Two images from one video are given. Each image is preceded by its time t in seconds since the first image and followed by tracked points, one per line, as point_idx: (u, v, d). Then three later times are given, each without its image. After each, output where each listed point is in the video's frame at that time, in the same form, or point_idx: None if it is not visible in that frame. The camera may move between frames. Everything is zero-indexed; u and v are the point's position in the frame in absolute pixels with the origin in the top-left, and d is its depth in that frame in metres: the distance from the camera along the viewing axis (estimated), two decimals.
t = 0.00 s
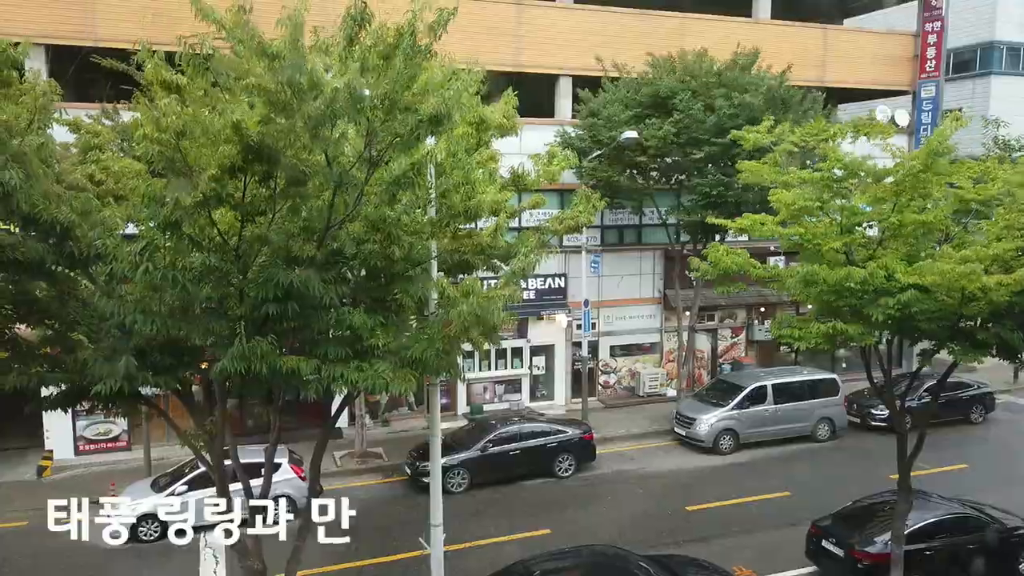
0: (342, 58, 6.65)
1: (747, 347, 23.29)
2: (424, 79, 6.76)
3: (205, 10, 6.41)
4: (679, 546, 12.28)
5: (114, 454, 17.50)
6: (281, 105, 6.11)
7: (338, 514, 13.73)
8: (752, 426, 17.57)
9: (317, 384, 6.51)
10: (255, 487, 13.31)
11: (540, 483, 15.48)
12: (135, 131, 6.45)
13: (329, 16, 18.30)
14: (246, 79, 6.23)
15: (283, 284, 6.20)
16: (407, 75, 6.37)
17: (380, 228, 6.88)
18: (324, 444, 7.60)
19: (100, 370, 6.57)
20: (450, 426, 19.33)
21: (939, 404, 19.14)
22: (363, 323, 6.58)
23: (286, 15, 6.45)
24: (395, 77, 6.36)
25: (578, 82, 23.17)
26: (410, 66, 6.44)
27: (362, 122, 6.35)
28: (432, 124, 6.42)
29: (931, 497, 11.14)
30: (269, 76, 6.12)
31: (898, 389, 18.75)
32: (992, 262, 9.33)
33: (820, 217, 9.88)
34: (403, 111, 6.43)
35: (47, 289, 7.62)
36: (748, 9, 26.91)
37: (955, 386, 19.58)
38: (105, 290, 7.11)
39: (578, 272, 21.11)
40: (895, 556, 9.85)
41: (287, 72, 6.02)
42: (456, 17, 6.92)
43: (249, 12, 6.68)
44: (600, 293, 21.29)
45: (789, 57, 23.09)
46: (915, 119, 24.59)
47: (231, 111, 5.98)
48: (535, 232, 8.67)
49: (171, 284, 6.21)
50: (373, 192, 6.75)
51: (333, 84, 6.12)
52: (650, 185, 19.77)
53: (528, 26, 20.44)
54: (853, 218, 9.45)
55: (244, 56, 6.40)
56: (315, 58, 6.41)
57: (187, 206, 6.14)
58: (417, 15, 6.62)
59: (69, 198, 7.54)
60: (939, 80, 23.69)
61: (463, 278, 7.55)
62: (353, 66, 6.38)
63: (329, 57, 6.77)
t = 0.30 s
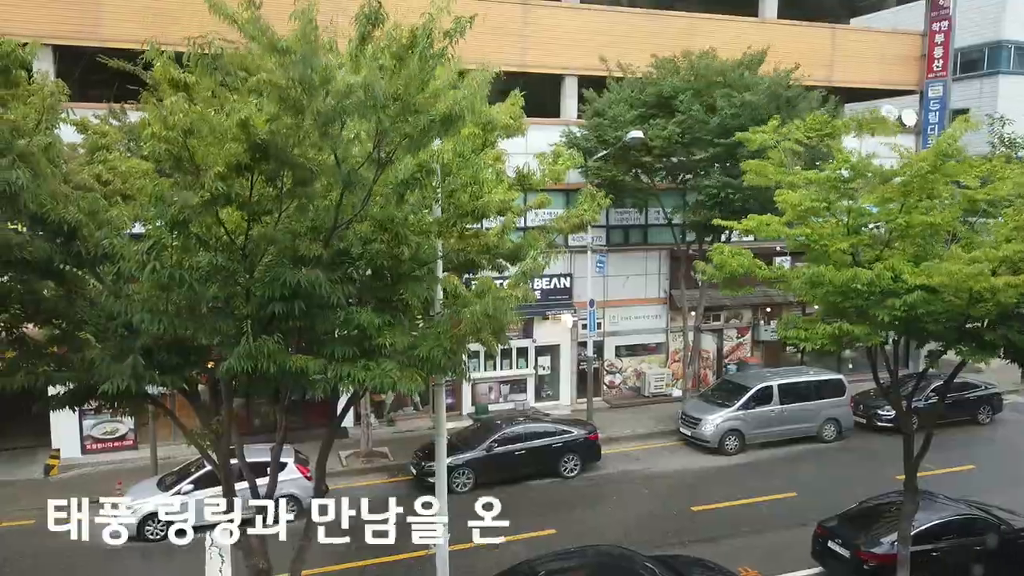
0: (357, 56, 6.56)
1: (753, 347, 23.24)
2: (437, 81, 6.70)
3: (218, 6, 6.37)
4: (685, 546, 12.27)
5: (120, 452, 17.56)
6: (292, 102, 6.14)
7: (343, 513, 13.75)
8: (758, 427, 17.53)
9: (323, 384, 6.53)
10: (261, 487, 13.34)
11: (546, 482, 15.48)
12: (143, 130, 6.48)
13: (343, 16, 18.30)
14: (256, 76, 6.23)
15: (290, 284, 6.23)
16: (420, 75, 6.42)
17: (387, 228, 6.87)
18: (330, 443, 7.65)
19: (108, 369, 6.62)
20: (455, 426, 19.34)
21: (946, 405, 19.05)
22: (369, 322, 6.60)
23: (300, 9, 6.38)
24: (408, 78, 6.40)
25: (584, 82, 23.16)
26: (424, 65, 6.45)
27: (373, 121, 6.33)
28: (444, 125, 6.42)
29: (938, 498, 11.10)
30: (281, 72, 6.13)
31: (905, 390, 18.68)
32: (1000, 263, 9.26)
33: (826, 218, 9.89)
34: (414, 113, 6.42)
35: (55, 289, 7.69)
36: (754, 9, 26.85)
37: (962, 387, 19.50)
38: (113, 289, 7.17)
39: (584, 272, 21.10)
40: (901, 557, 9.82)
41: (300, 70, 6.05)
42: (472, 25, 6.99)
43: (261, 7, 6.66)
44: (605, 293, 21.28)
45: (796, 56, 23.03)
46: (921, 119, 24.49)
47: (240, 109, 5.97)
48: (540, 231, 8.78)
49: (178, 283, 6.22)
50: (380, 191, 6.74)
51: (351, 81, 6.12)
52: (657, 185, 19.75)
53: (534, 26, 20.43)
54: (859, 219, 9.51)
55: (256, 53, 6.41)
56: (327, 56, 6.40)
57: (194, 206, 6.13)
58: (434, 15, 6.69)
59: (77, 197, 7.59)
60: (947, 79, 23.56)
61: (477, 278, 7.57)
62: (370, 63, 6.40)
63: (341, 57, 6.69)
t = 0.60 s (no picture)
0: (364, 56, 6.56)
1: (757, 347, 23.21)
2: (443, 82, 6.66)
3: (228, 5, 6.37)
4: (688, 547, 12.25)
5: (125, 452, 17.60)
6: (298, 102, 6.10)
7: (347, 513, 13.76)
8: (762, 427, 17.50)
9: (327, 383, 6.53)
10: (265, 486, 13.34)
11: (549, 483, 15.45)
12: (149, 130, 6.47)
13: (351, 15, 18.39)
14: (264, 76, 6.21)
15: (294, 284, 6.23)
16: (428, 80, 6.42)
17: (391, 228, 6.89)
18: (333, 442, 7.65)
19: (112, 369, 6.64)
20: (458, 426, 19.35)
21: (951, 405, 19.00)
22: (374, 321, 6.61)
23: (311, 11, 6.46)
24: (415, 78, 6.40)
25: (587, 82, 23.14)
26: (428, 64, 6.50)
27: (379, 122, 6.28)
28: (449, 126, 6.45)
29: (942, 498, 11.08)
30: (288, 73, 6.09)
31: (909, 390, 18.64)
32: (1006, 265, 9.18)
33: (829, 219, 9.85)
34: (419, 114, 6.42)
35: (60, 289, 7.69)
36: (758, 9, 26.80)
37: (966, 387, 19.44)
38: (118, 289, 7.19)
39: (587, 272, 21.07)
40: (905, 559, 9.79)
41: (308, 71, 6.00)
42: (475, 25, 7.01)
43: (271, 6, 6.65)
44: (609, 294, 21.26)
45: (800, 56, 22.96)
46: (926, 119, 24.41)
47: (246, 110, 5.94)
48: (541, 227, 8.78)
49: (183, 283, 6.21)
50: (383, 191, 6.73)
51: (360, 81, 6.11)
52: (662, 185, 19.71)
53: (538, 26, 20.42)
54: (863, 220, 9.53)
55: (265, 52, 6.43)
56: (335, 57, 6.35)
57: (199, 206, 6.15)
58: (441, 18, 6.76)
59: (83, 197, 7.58)
60: (952, 79, 23.51)
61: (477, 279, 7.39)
62: (378, 64, 6.36)
63: (348, 57, 6.66)
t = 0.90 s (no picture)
0: (364, 56, 6.56)
1: (760, 348, 23.18)
2: (443, 83, 6.66)
3: (224, 9, 6.46)
4: (690, 547, 12.24)
5: (128, 451, 17.63)
6: (298, 104, 6.10)
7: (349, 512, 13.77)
8: (765, 427, 17.48)
9: (328, 385, 6.51)
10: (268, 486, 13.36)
11: (551, 483, 15.45)
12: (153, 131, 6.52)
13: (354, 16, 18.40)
14: (264, 78, 6.19)
15: (296, 284, 6.24)
16: (426, 80, 6.46)
17: (394, 230, 6.83)
18: (335, 442, 7.69)
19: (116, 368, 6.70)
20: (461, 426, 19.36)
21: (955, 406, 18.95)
22: (374, 323, 6.59)
23: (308, 16, 6.50)
24: (414, 78, 6.40)
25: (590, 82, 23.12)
26: (426, 68, 6.52)
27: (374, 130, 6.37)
28: (448, 125, 6.42)
29: (946, 499, 11.05)
30: (288, 74, 6.06)
31: (913, 390, 18.59)
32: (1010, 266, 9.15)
33: (832, 219, 9.87)
34: (420, 114, 6.40)
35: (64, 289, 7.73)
36: (761, 9, 26.74)
37: (970, 388, 19.38)
38: (122, 290, 7.22)
39: (590, 272, 21.05)
40: (909, 559, 9.77)
41: (309, 72, 5.96)
42: (476, 23, 7.03)
43: (269, 11, 6.75)
44: (612, 294, 21.24)
45: (804, 56, 22.93)
46: (930, 119, 24.38)
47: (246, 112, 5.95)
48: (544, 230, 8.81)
49: (185, 283, 6.23)
50: (386, 191, 6.72)
51: (359, 81, 6.07)
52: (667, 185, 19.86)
53: (541, 26, 20.42)
54: (865, 220, 9.51)
55: (265, 54, 6.43)
56: (336, 57, 6.35)
57: (201, 206, 6.20)
58: (440, 19, 6.80)
59: (87, 197, 7.59)
60: (955, 79, 23.48)
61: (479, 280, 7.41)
62: (377, 65, 6.33)
63: (349, 57, 6.69)
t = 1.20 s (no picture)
0: (368, 56, 6.58)
1: (761, 348, 23.17)
2: (445, 83, 6.68)
3: (231, 5, 6.41)
4: (691, 547, 12.23)
5: (130, 451, 17.65)
6: (302, 104, 6.14)
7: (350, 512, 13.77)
8: (767, 427, 17.47)
9: (331, 384, 6.52)
10: (269, 485, 13.36)
11: (553, 482, 15.44)
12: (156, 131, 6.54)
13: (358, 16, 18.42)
14: (268, 77, 6.20)
15: (299, 283, 6.25)
16: (431, 81, 6.48)
17: (398, 229, 6.78)
18: (337, 442, 7.72)
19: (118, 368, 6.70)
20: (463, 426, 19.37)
21: (957, 406, 18.92)
22: (377, 321, 6.61)
23: (314, 12, 6.50)
24: (418, 78, 6.43)
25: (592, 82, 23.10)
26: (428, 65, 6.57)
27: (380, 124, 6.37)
28: (451, 123, 6.45)
29: (948, 499, 11.05)
30: (293, 73, 6.09)
31: (914, 390, 18.58)
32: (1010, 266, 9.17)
33: (831, 220, 9.88)
34: (423, 113, 6.43)
35: (66, 289, 7.73)
36: (763, 9, 26.71)
37: (972, 388, 19.36)
38: (123, 290, 7.21)
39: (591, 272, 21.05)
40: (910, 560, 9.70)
41: (314, 71, 6.01)
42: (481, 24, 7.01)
43: (276, 8, 6.68)
44: (613, 293, 21.25)
45: (806, 56, 22.92)
46: (931, 119, 24.37)
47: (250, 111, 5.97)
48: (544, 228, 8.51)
49: (188, 283, 6.24)
50: (389, 191, 6.73)
51: (363, 81, 6.08)
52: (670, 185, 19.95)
53: (542, 26, 20.41)
54: (865, 220, 9.54)
55: (269, 54, 6.43)
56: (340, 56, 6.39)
57: (205, 206, 6.22)
58: (444, 19, 6.85)
59: (88, 197, 7.60)
60: (957, 79, 23.45)
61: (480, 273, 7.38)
62: (382, 65, 6.39)
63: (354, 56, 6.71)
